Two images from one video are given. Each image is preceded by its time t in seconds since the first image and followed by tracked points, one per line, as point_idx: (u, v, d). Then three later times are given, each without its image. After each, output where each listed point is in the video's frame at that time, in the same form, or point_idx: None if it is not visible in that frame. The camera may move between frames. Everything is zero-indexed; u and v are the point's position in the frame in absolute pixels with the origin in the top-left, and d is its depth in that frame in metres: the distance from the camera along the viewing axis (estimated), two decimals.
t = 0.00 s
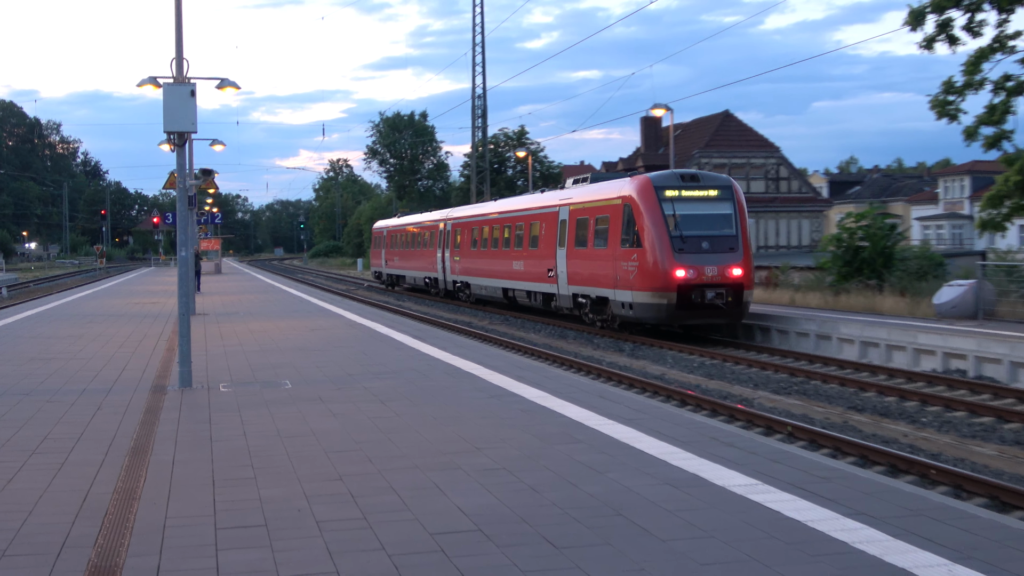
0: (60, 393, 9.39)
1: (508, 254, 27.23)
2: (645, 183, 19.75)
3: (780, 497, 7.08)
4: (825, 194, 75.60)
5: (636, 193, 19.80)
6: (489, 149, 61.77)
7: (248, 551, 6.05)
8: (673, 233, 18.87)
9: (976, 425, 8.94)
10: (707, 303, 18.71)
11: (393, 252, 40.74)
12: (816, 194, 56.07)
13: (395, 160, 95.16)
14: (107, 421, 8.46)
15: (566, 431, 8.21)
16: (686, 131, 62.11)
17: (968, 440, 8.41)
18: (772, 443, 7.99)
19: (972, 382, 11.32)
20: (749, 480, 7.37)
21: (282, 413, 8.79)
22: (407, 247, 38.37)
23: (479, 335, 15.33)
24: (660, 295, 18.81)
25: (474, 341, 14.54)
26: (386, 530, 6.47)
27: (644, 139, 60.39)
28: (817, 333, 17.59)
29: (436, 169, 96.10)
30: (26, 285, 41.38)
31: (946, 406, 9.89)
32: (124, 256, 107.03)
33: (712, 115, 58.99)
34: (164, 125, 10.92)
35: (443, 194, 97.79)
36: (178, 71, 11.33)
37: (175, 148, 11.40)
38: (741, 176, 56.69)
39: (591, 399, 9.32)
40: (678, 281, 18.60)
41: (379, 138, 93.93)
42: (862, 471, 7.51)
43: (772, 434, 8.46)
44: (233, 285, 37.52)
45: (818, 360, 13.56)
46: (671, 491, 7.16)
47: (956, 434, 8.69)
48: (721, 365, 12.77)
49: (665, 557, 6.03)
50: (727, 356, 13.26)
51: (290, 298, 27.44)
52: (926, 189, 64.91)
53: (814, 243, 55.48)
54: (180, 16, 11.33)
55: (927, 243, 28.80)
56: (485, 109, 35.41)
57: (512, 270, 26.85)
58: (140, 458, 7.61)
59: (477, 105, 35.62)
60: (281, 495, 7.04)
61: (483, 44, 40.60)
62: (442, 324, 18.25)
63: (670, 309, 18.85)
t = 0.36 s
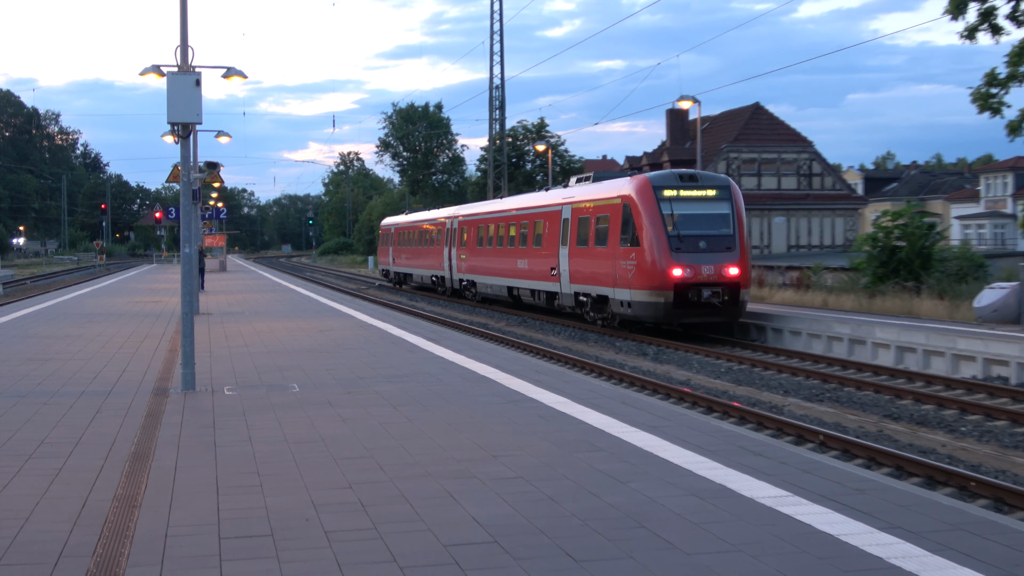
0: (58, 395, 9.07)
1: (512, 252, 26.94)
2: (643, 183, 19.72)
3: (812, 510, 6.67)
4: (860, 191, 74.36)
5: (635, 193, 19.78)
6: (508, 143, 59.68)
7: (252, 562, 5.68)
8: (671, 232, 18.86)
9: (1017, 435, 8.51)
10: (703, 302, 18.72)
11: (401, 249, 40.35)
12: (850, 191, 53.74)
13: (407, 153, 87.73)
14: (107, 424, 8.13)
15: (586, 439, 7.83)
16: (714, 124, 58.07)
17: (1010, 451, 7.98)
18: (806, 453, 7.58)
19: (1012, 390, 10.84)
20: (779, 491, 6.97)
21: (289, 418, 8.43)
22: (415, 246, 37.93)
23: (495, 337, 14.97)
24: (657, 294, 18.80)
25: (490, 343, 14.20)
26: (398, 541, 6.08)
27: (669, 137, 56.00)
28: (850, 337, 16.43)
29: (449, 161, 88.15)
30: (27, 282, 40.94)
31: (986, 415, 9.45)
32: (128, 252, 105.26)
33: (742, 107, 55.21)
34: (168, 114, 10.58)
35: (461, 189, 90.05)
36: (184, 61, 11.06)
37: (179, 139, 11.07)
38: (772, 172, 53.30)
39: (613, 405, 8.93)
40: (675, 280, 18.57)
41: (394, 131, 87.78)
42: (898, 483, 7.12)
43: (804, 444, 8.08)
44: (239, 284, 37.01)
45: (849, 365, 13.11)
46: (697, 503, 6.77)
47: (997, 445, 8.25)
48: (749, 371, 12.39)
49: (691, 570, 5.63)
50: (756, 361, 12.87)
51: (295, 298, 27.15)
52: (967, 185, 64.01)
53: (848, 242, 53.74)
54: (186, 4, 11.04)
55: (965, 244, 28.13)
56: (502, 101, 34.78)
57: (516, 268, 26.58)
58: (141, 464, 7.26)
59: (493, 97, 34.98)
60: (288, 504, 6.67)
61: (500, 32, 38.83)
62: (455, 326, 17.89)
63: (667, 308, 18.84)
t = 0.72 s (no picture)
0: (53, 398, 8.77)
1: (514, 248, 26.68)
2: (639, 179, 19.70)
3: (841, 519, 6.32)
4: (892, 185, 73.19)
5: (631, 189, 19.76)
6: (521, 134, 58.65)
7: (256, 572, 5.36)
8: (666, 230, 18.90)
9: None
10: (697, 298, 18.80)
11: (405, 246, 40.01)
12: (882, 184, 51.92)
13: (417, 145, 85.02)
14: (104, 428, 7.83)
15: (604, 444, 7.51)
16: (739, 114, 55.20)
17: None
18: (836, 459, 7.24)
19: None
20: (806, 499, 6.64)
21: (294, 422, 8.14)
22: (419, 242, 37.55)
23: (508, 337, 14.69)
24: (652, 290, 18.89)
25: (504, 344, 13.91)
26: (408, 550, 5.76)
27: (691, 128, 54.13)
28: (882, 338, 15.64)
29: (463, 155, 85.88)
30: (24, 279, 40.50)
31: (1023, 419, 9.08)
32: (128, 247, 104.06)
33: (767, 98, 53.04)
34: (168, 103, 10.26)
35: (473, 183, 86.32)
36: (184, 48, 10.85)
37: (179, 130, 10.76)
38: (799, 165, 50.99)
39: (632, 409, 8.61)
40: (670, 276, 18.65)
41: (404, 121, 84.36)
42: (931, 491, 6.79)
43: (832, 450, 7.75)
44: (241, 281, 36.57)
45: (879, 368, 12.74)
46: (720, 511, 6.44)
47: None
48: (775, 373, 12.06)
49: None
50: (782, 363, 12.54)
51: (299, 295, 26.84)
52: (1005, 179, 62.92)
53: (879, 238, 51.80)
54: None
55: (1001, 240, 26.96)
56: (516, 90, 34.25)
57: (517, 265, 26.34)
58: (140, 469, 6.96)
59: (508, 86, 34.30)
60: (293, 511, 6.36)
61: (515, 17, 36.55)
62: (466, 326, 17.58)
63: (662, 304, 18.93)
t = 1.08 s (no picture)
0: (45, 401, 8.47)
1: (513, 245, 26.46)
2: (633, 176, 19.76)
3: (868, 527, 5.98)
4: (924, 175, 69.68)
5: (625, 186, 19.82)
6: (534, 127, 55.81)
7: None
8: (658, 225, 18.94)
9: None
10: (690, 293, 18.81)
11: (407, 242, 39.56)
12: (911, 176, 47.95)
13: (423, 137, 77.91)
14: (96, 433, 7.54)
15: (620, 449, 7.20)
16: (760, 104, 51.31)
17: None
18: (865, 466, 6.89)
19: None
20: (830, 504, 6.30)
21: (296, 426, 7.85)
22: (421, 237, 37.01)
23: (519, 338, 14.38)
24: (645, 285, 18.93)
25: (515, 345, 13.61)
26: (414, 560, 5.44)
27: (711, 118, 50.13)
28: (912, 339, 14.62)
29: (471, 147, 78.07)
30: (21, 277, 39.96)
31: None
32: (123, 242, 102.41)
33: (792, 85, 49.36)
34: (165, 92, 9.94)
35: (481, 175, 79.22)
36: (180, 36, 10.62)
37: (176, 121, 10.44)
38: (824, 157, 47.43)
39: (648, 413, 8.30)
40: (662, 272, 18.70)
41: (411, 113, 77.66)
42: (963, 497, 6.45)
43: (860, 455, 7.40)
44: (240, 278, 36.07)
45: (907, 369, 12.34)
46: (741, 519, 6.11)
47: None
48: (800, 375, 11.71)
49: None
50: (806, 365, 12.20)
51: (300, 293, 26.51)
52: None
53: (908, 234, 47.72)
54: None
55: None
56: (528, 79, 33.64)
57: (516, 261, 26.16)
58: (134, 475, 6.67)
59: (519, 74, 33.68)
60: (293, 519, 6.06)
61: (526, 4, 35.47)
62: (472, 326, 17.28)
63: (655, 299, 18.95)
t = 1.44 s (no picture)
0: (38, 407, 8.22)
1: (512, 243, 26.30)
2: (628, 174, 19.85)
3: (896, 538, 5.67)
4: (951, 170, 67.47)
5: (619, 184, 19.92)
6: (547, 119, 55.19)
7: None
8: (652, 224, 19.10)
9: None
10: (682, 291, 19.04)
11: (408, 241, 39.25)
12: (938, 171, 45.36)
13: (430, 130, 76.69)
14: (91, 440, 7.28)
15: (636, 457, 6.93)
16: (782, 94, 48.16)
17: None
18: (894, 474, 6.61)
19: None
20: (856, 514, 6.01)
21: (298, 433, 7.59)
22: (422, 236, 36.71)
23: (530, 339, 14.11)
24: (638, 283, 19.13)
25: (525, 347, 13.36)
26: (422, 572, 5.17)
27: (730, 111, 47.35)
28: (940, 340, 14.10)
29: (479, 141, 77.52)
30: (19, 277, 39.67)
31: None
32: (122, 240, 101.71)
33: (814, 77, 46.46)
34: (160, 84, 9.70)
35: (491, 171, 78.89)
36: (177, 28, 10.50)
37: (172, 115, 10.21)
38: (849, 151, 44.77)
39: (665, 419, 8.03)
40: (656, 269, 18.88)
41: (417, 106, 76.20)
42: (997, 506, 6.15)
43: (887, 462, 7.11)
44: (240, 279, 35.78)
45: (936, 373, 12.02)
46: (763, 530, 5.82)
47: None
48: (824, 379, 11.43)
49: None
50: (830, 368, 11.93)
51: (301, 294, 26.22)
52: None
53: (937, 231, 45.25)
54: None
55: None
56: (539, 71, 33.23)
57: (514, 259, 26.03)
58: (131, 483, 6.40)
59: (530, 66, 33.28)
60: (297, 529, 5.77)
61: None
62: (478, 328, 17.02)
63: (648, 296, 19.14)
